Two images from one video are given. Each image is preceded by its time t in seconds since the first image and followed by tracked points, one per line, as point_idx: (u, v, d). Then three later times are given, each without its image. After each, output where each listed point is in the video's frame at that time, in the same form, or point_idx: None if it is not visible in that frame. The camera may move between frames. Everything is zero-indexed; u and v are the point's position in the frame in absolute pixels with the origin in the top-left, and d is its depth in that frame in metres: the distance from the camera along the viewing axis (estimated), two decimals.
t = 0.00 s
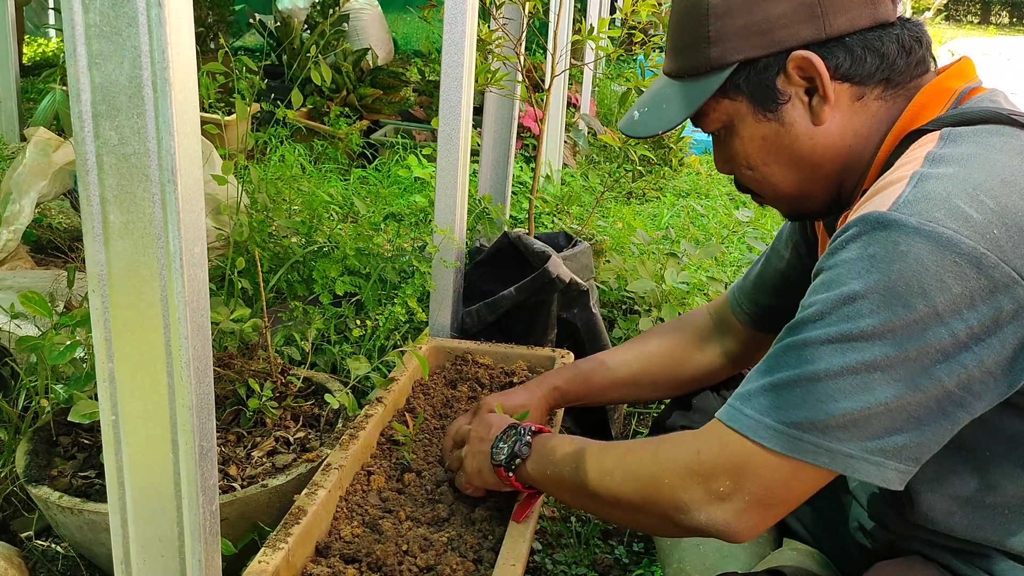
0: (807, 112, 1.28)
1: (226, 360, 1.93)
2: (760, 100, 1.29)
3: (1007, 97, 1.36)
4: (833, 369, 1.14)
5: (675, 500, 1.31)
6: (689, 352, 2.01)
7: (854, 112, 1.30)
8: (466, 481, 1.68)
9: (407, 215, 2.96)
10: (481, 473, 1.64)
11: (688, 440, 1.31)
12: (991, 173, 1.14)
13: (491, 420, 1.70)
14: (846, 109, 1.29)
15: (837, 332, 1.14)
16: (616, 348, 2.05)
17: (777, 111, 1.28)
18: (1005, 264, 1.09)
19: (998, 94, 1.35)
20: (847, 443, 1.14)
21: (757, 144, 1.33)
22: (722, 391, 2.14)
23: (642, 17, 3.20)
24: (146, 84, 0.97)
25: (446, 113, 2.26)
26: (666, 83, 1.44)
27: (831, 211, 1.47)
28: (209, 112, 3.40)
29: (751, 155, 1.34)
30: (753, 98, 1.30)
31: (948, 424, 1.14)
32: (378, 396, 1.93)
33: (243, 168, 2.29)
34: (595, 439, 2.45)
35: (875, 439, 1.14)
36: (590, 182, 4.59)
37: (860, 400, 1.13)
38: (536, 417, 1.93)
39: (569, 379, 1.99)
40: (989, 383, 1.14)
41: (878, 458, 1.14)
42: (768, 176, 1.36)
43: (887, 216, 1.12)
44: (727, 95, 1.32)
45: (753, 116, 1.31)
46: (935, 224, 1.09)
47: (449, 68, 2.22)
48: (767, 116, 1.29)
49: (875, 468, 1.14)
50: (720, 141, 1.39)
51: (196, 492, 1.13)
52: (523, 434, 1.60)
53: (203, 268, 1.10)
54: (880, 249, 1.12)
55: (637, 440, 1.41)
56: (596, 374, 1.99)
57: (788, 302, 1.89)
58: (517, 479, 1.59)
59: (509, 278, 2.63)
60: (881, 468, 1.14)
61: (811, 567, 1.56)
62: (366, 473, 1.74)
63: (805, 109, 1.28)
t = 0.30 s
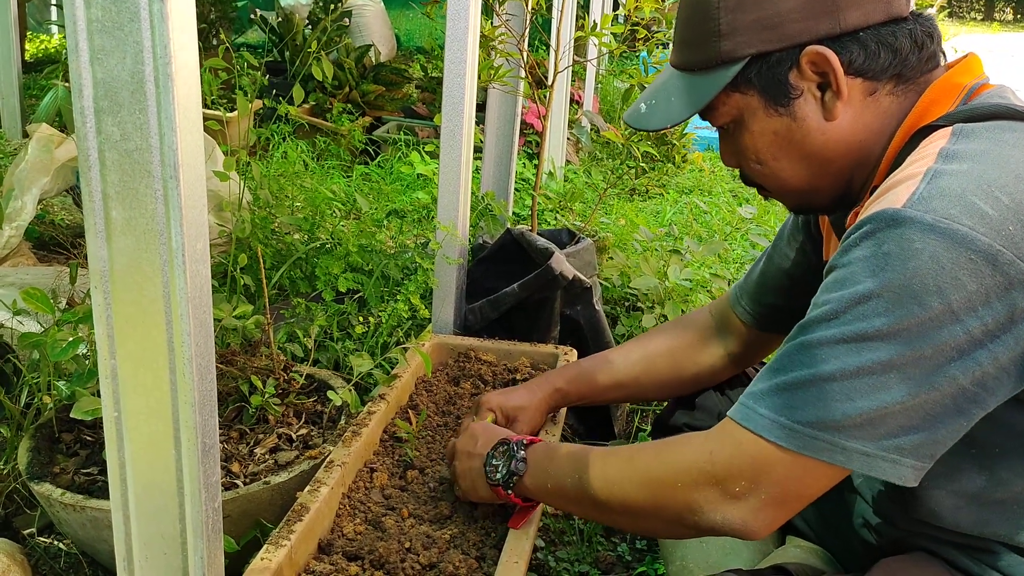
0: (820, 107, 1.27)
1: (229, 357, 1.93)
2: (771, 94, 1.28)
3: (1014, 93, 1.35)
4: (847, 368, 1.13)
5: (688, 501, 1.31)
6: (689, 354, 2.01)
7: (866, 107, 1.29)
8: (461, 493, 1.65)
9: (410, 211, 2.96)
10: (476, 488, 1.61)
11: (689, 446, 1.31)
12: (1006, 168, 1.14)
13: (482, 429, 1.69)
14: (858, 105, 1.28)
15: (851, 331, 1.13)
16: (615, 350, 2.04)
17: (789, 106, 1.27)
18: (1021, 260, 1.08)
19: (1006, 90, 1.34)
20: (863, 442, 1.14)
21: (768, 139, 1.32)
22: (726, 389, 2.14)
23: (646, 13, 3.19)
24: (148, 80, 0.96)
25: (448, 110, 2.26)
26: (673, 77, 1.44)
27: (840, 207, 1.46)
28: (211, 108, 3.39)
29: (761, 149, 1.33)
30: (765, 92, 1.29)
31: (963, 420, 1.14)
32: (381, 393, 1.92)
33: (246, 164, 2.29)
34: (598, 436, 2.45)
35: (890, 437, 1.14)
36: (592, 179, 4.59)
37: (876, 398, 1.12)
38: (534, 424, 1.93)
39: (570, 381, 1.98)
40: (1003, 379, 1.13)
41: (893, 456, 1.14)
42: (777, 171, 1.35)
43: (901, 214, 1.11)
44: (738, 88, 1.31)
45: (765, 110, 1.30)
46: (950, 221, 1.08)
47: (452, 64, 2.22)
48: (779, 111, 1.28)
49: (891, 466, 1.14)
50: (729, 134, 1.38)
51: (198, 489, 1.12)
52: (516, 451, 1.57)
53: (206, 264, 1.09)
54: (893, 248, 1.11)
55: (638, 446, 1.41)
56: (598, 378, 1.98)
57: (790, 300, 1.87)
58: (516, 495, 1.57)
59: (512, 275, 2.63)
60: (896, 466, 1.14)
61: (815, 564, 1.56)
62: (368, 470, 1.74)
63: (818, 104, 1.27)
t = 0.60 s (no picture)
0: (834, 102, 1.26)
1: (233, 353, 1.92)
2: (784, 87, 1.26)
3: None
4: (858, 368, 1.12)
5: (696, 502, 1.30)
6: (699, 350, 1.99)
7: (880, 102, 1.27)
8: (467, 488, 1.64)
9: (414, 207, 2.95)
10: (481, 483, 1.60)
11: (698, 444, 1.31)
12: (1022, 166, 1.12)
13: (492, 425, 1.67)
14: (873, 99, 1.26)
15: (863, 331, 1.12)
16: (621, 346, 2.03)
17: (803, 100, 1.26)
18: None
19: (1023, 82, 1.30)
20: (873, 443, 1.13)
21: (778, 134, 1.30)
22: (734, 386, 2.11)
23: (652, 8, 3.16)
24: (151, 73, 0.95)
25: (454, 104, 2.24)
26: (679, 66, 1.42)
27: (848, 203, 1.44)
28: (216, 104, 3.38)
29: (771, 144, 1.31)
30: (777, 85, 1.27)
31: (976, 421, 1.12)
32: (386, 389, 1.91)
33: (250, 159, 2.27)
34: (604, 433, 2.44)
35: (902, 438, 1.12)
36: (598, 174, 4.56)
37: (887, 399, 1.11)
38: (547, 420, 1.91)
39: (578, 377, 1.97)
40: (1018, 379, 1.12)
41: (904, 457, 1.12)
42: (787, 167, 1.34)
43: (914, 211, 1.10)
44: (750, 81, 1.29)
45: (777, 104, 1.28)
46: (963, 220, 1.07)
47: (457, 58, 2.20)
48: (791, 105, 1.27)
49: (902, 467, 1.12)
50: (737, 127, 1.36)
51: (202, 485, 1.11)
52: (525, 446, 1.57)
53: (209, 259, 1.08)
54: (906, 245, 1.10)
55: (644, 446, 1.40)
56: (606, 374, 1.97)
57: (798, 295, 1.86)
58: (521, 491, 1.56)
59: (518, 271, 2.61)
60: (908, 467, 1.12)
61: (823, 563, 1.55)
62: (373, 466, 1.73)
63: (831, 99, 1.26)
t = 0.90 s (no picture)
0: (840, 99, 1.24)
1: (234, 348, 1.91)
2: (789, 84, 1.24)
3: None
4: (846, 361, 1.10)
5: (676, 492, 1.26)
6: (694, 333, 1.94)
7: (887, 99, 1.25)
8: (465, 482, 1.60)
9: (416, 202, 2.94)
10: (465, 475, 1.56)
11: (683, 435, 1.25)
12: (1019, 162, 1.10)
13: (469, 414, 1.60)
14: (879, 96, 1.24)
15: (854, 323, 1.09)
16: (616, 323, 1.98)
17: (808, 97, 1.24)
18: None
19: None
20: (858, 437, 1.10)
21: (782, 130, 1.28)
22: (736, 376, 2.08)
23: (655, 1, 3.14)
24: (146, 65, 0.94)
25: (454, 98, 2.22)
26: (680, 59, 1.39)
27: (850, 198, 1.43)
28: (216, 99, 3.36)
29: (774, 141, 1.30)
30: (782, 82, 1.25)
31: (964, 418, 1.10)
32: (388, 385, 1.90)
33: (249, 154, 2.26)
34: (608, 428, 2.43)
35: (888, 434, 1.10)
36: (600, 169, 4.54)
37: (874, 393, 1.09)
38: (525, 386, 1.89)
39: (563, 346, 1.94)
40: (1010, 377, 1.09)
41: (890, 453, 1.10)
42: (790, 163, 1.32)
43: (909, 204, 1.08)
44: (754, 77, 1.26)
45: (781, 101, 1.25)
46: (959, 214, 1.05)
47: (459, 52, 2.18)
48: (796, 102, 1.24)
49: (887, 462, 1.10)
50: (740, 122, 1.34)
51: (202, 482, 1.10)
52: (498, 430, 1.49)
53: (206, 255, 1.06)
54: (899, 238, 1.08)
55: (625, 433, 1.34)
56: (590, 349, 1.94)
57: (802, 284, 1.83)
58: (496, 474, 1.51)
59: (519, 266, 2.60)
60: (893, 463, 1.10)
61: (829, 559, 1.54)
62: (375, 463, 1.72)
63: (837, 96, 1.24)
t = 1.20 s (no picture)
0: (817, 96, 1.23)
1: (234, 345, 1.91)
2: (764, 81, 1.23)
3: (1010, 70, 1.30)
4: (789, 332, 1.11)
5: (614, 441, 1.29)
6: (653, 333, 1.87)
7: (864, 94, 1.24)
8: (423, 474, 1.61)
9: (415, 198, 2.93)
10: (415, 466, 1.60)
11: (618, 381, 1.29)
12: (977, 153, 1.08)
13: (411, 409, 1.67)
14: (856, 92, 1.23)
15: (801, 297, 1.10)
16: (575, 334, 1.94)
17: (785, 95, 1.23)
18: (983, 246, 1.04)
19: (1000, 66, 1.28)
20: (791, 399, 1.12)
21: (762, 128, 1.27)
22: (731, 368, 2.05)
23: None
24: (143, 58, 0.93)
25: (454, 94, 2.21)
26: (661, 60, 1.38)
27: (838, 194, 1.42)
28: (215, 96, 3.36)
29: (755, 139, 1.29)
30: (758, 80, 1.24)
31: (901, 390, 1.12)
32: (388, 380, 1.90)
33: (248, 151, 2.25)
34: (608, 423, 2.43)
35: (820, 397, 1.12)
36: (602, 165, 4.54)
37: (810, 361, 1.10)
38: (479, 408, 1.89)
39: (518, 366, 1.93)
40: (950, 357, 1.11)
41: (821, 414, 1.12)
42: (772, 160, 1.31)
43: (862, 188, 1.08)
44: (732, 76, 1.25)
45: (759, 99, 1.25)
46: (911, 202, 1.05)
47: (460, 47, 2.17)
48: (774, 100, 1.24)
49: (817, 424, 1.13)
50: (722, 122, 1.33)
51: (201, 478, 1.10)
52: (448, 421, 1.53)
53: (204, 250, 1.06)
54: (844, 218, 1.08)
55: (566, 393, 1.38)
56: (546, 362, 1.92)
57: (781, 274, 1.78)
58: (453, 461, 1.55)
59: (519, 262, 2.60)
60: (823, 424, 1.13)
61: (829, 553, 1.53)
62: (375, 459, 1.72)
63: (815, 93, 1.23)
